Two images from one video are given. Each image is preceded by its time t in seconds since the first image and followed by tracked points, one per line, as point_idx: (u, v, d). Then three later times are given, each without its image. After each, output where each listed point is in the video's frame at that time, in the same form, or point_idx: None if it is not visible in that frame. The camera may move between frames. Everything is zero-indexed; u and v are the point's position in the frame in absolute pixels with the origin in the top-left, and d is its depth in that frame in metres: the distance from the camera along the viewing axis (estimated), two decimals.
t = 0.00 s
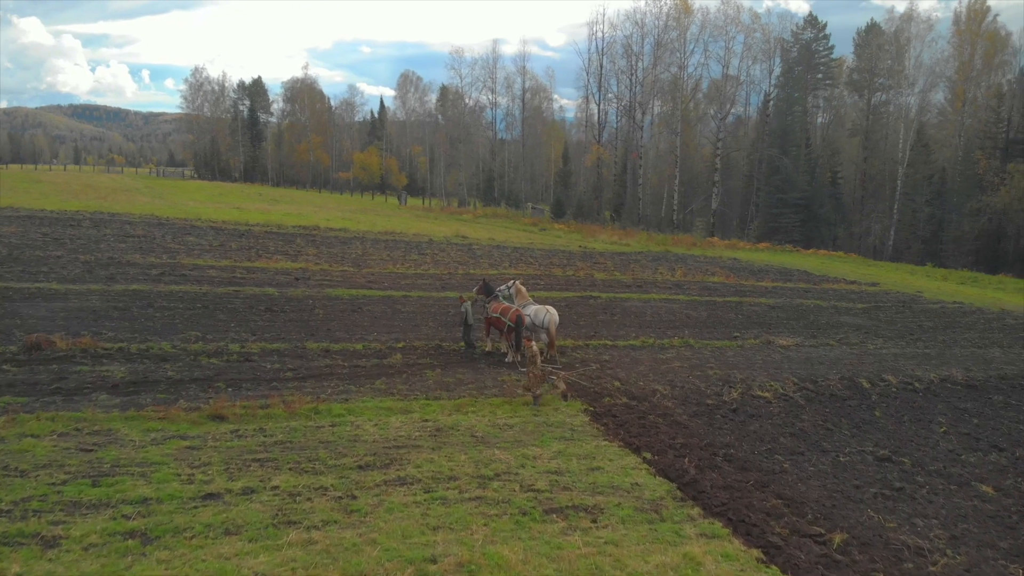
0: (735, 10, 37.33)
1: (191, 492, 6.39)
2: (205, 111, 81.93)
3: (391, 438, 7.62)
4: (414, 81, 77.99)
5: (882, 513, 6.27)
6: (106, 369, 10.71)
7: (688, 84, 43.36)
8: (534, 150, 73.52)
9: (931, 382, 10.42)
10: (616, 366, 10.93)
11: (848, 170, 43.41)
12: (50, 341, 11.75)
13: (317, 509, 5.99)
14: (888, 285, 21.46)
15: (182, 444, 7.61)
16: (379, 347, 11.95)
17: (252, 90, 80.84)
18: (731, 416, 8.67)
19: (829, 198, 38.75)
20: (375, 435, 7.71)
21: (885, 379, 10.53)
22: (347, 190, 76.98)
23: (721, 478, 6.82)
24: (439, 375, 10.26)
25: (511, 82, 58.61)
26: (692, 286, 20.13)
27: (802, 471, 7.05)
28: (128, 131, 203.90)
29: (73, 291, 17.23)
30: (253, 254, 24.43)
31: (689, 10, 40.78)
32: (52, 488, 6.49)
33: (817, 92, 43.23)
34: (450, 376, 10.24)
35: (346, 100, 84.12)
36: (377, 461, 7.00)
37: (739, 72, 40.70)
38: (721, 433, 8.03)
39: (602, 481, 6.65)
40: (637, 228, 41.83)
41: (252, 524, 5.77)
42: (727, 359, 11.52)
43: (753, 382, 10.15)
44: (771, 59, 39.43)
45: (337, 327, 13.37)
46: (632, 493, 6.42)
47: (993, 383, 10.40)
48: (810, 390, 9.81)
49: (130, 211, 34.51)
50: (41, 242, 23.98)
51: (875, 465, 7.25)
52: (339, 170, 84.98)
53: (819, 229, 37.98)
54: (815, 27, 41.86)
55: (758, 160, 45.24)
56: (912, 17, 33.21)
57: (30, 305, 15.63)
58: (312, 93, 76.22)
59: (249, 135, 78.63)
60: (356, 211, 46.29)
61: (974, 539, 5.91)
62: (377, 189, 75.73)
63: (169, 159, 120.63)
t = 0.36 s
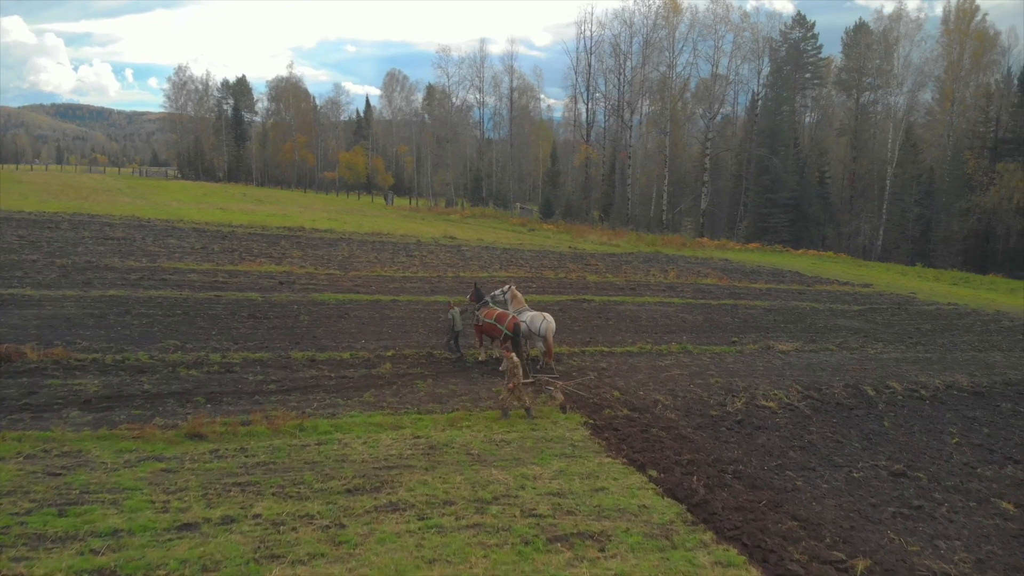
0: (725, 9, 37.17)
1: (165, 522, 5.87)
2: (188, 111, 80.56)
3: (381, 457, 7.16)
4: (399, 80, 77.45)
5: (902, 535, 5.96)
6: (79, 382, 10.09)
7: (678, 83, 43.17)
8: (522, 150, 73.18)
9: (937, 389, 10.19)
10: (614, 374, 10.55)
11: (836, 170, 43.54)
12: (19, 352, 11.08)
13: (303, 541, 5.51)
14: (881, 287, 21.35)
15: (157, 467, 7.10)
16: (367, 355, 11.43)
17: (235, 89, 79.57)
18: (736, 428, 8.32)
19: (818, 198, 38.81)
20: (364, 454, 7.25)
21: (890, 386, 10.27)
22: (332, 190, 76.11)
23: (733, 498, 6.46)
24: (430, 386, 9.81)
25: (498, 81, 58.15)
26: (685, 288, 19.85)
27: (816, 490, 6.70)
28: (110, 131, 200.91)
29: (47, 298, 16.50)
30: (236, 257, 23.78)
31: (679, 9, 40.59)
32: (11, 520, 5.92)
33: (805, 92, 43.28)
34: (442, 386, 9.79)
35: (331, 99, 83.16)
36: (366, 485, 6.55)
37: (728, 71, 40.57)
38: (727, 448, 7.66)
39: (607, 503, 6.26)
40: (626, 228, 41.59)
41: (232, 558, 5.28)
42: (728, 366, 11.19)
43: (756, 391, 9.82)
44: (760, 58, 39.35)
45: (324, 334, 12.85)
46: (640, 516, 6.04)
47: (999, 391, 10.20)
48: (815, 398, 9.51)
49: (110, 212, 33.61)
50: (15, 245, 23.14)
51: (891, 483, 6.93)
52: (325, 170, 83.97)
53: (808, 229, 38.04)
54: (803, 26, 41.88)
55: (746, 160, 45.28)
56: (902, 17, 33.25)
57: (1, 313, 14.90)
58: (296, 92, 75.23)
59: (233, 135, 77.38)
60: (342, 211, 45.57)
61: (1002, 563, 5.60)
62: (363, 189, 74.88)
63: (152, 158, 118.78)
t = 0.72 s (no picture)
0: (716, 8, 37.00)
1: (138, 557, 5.37)
2: (173, 110, 79.31)
3: (372, 480, 6.71)
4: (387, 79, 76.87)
5: (929, 560, 5.63)
6: (51, 396, 9.53)
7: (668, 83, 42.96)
8: (511, 150, 72.78)
9: (945, 397, 9.96)
10: (614, 383, 10.15)
11: (825, 170, 43.61)
12: None
13: None
14: (876, 288, 21.23)
15: (131, 493, 6.57)
16: (356, 364, 10.96)
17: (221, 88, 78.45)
18: (745, 442, 7.96)
19: (808, 198, 38.81)
20: (354, 476, 6.79)
21: (898, 393, 10.02)
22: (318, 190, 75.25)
23: (749, 521, 6.09)
24: (423, 398, 9.34)
25: (487, 80, 57.69)
26: (681, 290, 19.57)
27: (834, 510, 6.36)
28: (93, 130, 197.74)
29: (22, 304, 15.85)
30: (220, 260, 23.18)
31: (669, 8, 40.39)
32: None
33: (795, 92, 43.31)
34: (436, 398, 9.34)
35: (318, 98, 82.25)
36: (358, 511, 6.10)
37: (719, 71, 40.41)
38: (738, 464, 7.31)
39: (617, 528, 5.87)
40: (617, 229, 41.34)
41: None
42: (731, 373, 10.87)
43: (761, 401, 9.49)
44: (751, 58, 39.26)
45: (311, 342, 12.34)
46: (652, 543, 5.65)
47: (1007, 398, 9.99)
48: (823, 408, 9.18)
49: (90, 213, 32.77)
50: None
51: (910, 501, 6.64)
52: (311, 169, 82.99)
53: (798, 229, 38.04)
54: (793, 26, 41.92)
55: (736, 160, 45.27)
56: (892, 16, 33.29)
57: None
58: (283, 91, 74.31)
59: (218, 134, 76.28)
60: (329, 212, 44.91)
61: None
62: (350, 189, 74.08)
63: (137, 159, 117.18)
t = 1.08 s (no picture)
0: (707, 6, 36.79)
1: None
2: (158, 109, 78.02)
3: (364, 504, 6.27)
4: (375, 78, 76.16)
5: None
6: (22, 412, 8.98)
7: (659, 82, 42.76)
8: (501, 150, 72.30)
9: (956, 404, 9.73)
10: (616, 393, 9.75)
11: (815, 169, 43.64)
12: None
13: None
14: (872, 289, 21.08)
15: (102, 522, 6.04)
16: (345, 374, 10.47)
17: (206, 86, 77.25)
18: (756, 456, 7.61)
19: (799, 198, 38.77)
20: (345, 502, 6.33)
21: (908, 401, 9.77)
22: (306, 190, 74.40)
23: (768, 546, 5.73)
24: (418, 410, 8.89)
25: (476, 79, 57.21)
26: (676, 292, 19.23)
27: (857, 534, 6.01)
28: (76, 129, 194.53)
29: None
30: (205, 263, 22.56)
31: (660, 6, 40.14)
32: None
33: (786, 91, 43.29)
34: (430, 410, 8.89)
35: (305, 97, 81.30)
36: (350, 541, 5.66)
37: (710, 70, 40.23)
38: (750, 482, 6.95)
39: (631, 556, 5.49)
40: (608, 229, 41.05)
41: None
42: (736, 381, 10.53)
43: (769, 411, 9.16)
44: (742, 57, 39.13)
45: (298, 350, 11.84)
46: (667, 573, 5.26)
47: (1017, 405, 9.78)
48: (832, 418, 8.89)
49: (70, 214, 31.93)
50: None
51: (933, 521, 6.34)
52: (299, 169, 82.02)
53: (790, 229, 37.99)
54: (784, 24, 41.93)
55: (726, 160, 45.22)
56: (883, 15, 33.29)
57: None
58: (270, 90, 73.40)
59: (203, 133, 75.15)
60: (317, 212, 44.22)
61: None
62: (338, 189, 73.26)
63: (122, 158, 115.62)
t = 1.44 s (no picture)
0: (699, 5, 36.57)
1: None
2: (143, 108, 76.90)
3: (356, 533, 5.84)
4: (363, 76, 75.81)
5: None
6: None
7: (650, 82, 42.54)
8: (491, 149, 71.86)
9: (967, 413, 9.49)
10: (618, 404, 9.35)
11: (806, 169, 43.65)
12: None
13: None
14: (868, 291, 20.95)
15: (71, 555, 5.53)
16: (335, 385, 10.00)
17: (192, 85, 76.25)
18: (768, 472, 7.26)
19: (790, 198, 38.73)
20: (336, 531, 5.88)
21: (918, 410, 9.51)
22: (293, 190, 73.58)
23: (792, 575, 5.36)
24: (411, 425, 8.43)
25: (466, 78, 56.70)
26: (673, 295, 18.93)
27: (882, 560, 5.68)
28: (59, 129, 191.61)
29: None
30: (189, 266, 21.95)
31: (651, 5, 39.89)
32: None
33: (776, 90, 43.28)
34: (424, 425, 8.45)
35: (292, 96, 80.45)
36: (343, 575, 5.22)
37: (701, 69, 40.04)
38: (765, 501, 6.60)
39: None
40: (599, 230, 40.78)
41: None
42: (742, 390, 10.21)
43: (777, 421, 8.83)
44: (734, 57, 38.96)
45: (284, 359, 11.33)
46: None
47: None
48: (843, 430, 8.57)
49: (51, 215, 31.16)
50: None
51: (959, 543, 6.04)
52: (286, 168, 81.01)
53: (781, 229, 37.95)
54: (775, 24, 41.95)
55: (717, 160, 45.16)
56: (875, 15, 33.31)
57: None
58: (257, 89, 72.51)
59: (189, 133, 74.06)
60: (305, 213, 43.56)
61: None
62: (326, 188, 72.47)
63: (106, 158, 113.82)
